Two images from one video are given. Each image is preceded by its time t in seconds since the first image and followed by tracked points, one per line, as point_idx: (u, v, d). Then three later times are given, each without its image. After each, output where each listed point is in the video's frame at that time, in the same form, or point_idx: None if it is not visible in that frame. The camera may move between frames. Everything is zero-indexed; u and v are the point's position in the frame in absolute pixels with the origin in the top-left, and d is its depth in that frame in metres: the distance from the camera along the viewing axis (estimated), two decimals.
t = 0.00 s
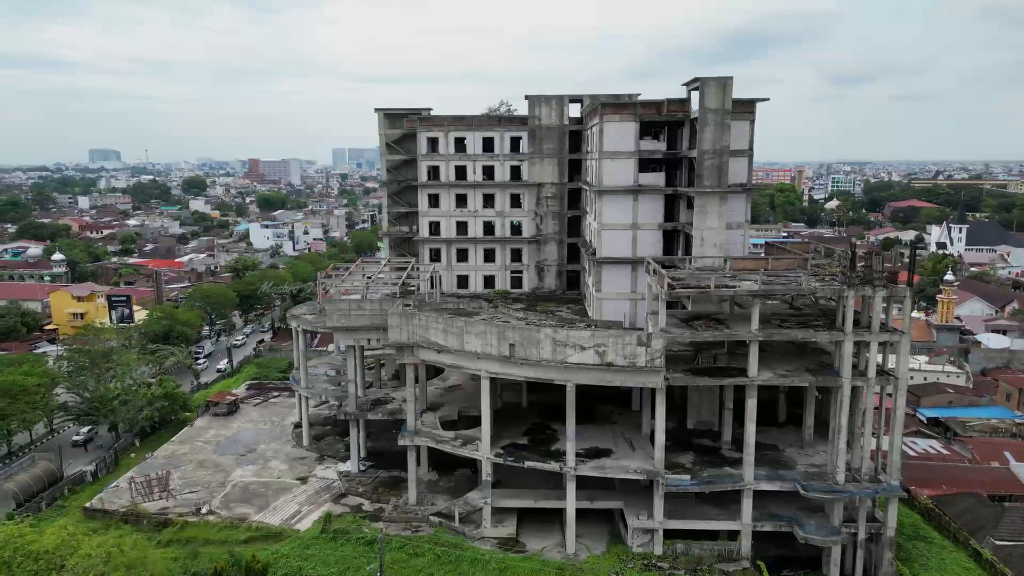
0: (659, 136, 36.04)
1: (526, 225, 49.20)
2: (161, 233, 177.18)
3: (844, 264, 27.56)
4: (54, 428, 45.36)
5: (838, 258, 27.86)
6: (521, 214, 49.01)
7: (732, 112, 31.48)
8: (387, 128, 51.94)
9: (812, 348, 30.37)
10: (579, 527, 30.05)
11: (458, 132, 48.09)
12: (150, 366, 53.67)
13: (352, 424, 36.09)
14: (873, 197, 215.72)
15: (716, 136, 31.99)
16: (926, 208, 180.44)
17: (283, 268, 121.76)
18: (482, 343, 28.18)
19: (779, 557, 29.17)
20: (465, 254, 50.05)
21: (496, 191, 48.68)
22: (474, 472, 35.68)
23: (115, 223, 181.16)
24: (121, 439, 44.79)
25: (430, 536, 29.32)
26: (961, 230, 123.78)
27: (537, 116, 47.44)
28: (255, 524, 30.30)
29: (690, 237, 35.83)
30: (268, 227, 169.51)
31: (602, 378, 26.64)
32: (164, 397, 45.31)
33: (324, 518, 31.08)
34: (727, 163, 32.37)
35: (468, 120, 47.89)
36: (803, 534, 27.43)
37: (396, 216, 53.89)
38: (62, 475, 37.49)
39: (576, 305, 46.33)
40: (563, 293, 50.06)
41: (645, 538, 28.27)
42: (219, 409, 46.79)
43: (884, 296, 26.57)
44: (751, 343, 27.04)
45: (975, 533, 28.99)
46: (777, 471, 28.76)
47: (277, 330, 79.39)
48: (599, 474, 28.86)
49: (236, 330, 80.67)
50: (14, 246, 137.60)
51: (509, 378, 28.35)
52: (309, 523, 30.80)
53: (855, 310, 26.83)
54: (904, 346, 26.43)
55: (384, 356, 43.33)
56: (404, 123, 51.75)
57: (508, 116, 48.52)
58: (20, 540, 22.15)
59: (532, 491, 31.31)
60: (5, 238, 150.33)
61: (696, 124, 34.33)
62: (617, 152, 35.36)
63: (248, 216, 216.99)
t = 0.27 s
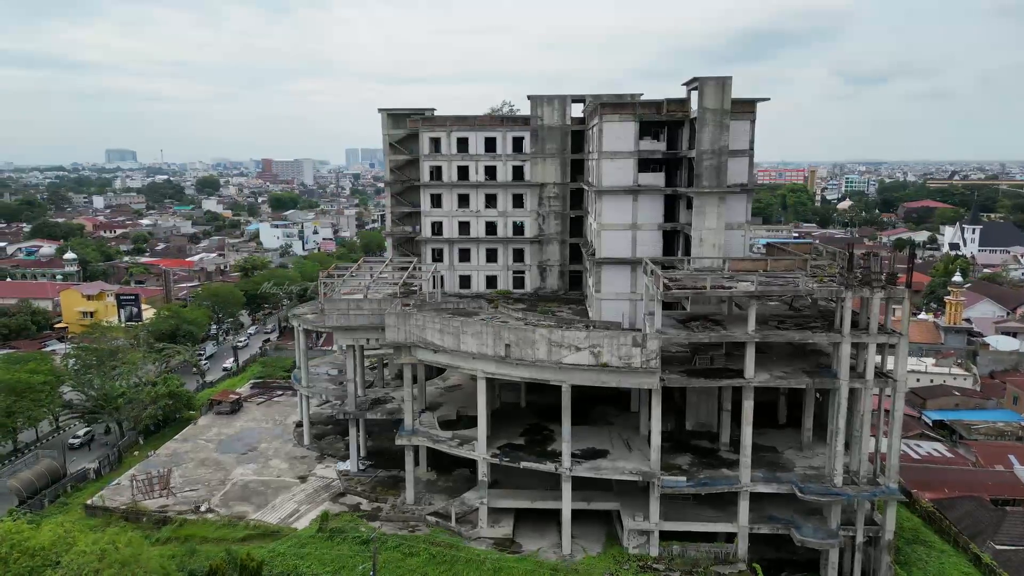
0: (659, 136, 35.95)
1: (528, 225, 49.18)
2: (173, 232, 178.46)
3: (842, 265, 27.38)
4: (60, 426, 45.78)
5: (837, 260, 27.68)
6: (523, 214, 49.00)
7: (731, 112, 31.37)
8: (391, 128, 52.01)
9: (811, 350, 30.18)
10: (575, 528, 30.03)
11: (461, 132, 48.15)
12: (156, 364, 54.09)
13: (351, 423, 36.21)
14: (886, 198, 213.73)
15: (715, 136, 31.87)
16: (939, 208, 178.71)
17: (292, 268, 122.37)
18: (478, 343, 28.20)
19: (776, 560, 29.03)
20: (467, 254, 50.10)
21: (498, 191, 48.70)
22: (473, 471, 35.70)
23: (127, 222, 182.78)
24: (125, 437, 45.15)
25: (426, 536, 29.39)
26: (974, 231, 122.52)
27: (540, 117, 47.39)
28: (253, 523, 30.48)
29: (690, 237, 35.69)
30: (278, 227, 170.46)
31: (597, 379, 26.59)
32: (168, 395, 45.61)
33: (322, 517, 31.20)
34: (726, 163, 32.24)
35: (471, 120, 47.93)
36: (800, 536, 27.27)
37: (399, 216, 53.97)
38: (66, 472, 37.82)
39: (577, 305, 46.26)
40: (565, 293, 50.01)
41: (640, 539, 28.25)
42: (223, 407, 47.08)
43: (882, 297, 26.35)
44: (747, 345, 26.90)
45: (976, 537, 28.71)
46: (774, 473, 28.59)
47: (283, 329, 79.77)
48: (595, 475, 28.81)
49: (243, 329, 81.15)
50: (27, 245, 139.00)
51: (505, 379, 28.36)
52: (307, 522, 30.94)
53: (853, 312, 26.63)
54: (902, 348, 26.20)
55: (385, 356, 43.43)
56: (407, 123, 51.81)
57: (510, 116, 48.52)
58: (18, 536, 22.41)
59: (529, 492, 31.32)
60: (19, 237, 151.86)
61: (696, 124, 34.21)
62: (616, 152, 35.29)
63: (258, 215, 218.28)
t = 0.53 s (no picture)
0: (659, 136, 35.85)
1: (530, 225, 49.15)
2: (184, 231, 179.76)
3: (841, 266, 27.18)
4: (66, 423, 46.25)
5: (835, 261, 27.48)
6: (525, 214, 48.96)
7: (730, 112, 31.22)
8: (393, 128, 52.10)
9: (810, 352, 29.99)
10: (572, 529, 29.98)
11: (463, 132, 48.19)
12: (161, 363, 54.48)
13: (350, 423, 36.32)
14: (898, 198, 211.80)
15: (713, 136, 31.74)
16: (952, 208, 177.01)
17: (301, 267, 123.00)
18: (474, 343, 28.23)
19: (774, 562, 28.86)
20: (469, 254, 50.13)
21: (500, 191, 48.70)
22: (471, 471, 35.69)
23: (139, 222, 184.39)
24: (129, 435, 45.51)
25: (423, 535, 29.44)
26: (987, 231, 121.31)
27: (541, 117, 47.33)
28: (251, 521, 30.64)
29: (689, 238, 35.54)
30: (287, 226, 171.38)
31: (592, 379, 26.55)
32: (172, 393, 45.97)
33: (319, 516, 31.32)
34: (725, 163, 32.11)
35: (473, 120, 47.96)
36: (796, 539, 27.08)
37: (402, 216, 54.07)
38: (69, 469, 38.21)
39: (579, 305, 46.18)
40: (567, 293, 49.93)
41: (636, 540, 28.20)
42: (226, 406, 47.35)
43: (880, 298, 26.13)
44: (744, 346, 26.76)
45: (976, 541, 28.42)
46: (771, 475, 28.41)
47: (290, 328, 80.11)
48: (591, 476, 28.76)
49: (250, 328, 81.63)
50: (40, 244, 140.49)
51: (501, 379, 28.38)
52: (304, 521, 31.06)
53: (850, 313, 26.44)
54: (900, 350, 25.96)
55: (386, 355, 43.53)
56: (410, 123, 51.88)
57: (512, 116, 48.52)
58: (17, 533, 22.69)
59: (527, 492, 31.30)
60: (32, 236, 153.57)
61: (695, 124, 34.08)
62: (616, 152, 35.20)
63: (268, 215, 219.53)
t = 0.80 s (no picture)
0: (658, 135, 35.72)
1: (532, 225, 49.12)
2: (195, 231, 181.06)
3: (838, 267, 26.97)
4: (72, 421, 46.74)
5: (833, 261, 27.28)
6: (527, 214, 48.94)
7: (728, 111, 31.07)
8: (397, 128, 52.23)
9: (808, 353, 29.79)
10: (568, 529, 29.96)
11: (465, 132, 48.24)
12: (167, 361, 54.93)
13: (350, 422, 36.46)
14: (911, 198, 209.80)
15: (712, 136, 31.59)
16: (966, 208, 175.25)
17: (309, 267, 123.62)
18: (470, 344, 28.27)
19: (771, 564, 28.69)
20: (472, 254, 50.18)
21: (502, 191, 48.70)
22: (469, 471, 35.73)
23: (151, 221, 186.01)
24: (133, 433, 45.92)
25: (419, 535, 29.52)
26: (1000, 231, 120.05)
27: (543, 116, 47.29)
28: (249, 519, 30.84)
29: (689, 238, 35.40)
30: (297, 226, 172.28)
31: (587, 380, 26.53)
32: (176, 392, 46.34)
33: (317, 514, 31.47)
34: (723, 163, 31.96)
35: (475, 119, 48.00)
36: (792, 541, 26.93)
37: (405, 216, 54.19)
38: (73, 467, 38.62)
39: (580, 305, 46.09)
40: (569, 293, 49.86)
41: (632, 541, 28.15)
42: (230, 405, 47.69)
43: (877, 299, 25.90)
44: (739, 347, 26.63)
45: (976, 545, 28.15)
46: (768, 476, 28.25)
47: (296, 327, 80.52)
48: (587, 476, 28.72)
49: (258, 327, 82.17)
50: (53, 244, 141.99)
51: (496, 379, 28.40)
52: (302, 519, 31.23)
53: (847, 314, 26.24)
54: (898, 352, 25.73)
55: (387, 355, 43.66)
56: (413, 123, 51.98)
57: (515, 116, 48.50)
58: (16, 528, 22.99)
59: (523, 492, 31.31)
60: (47, 236, 155.41)
61: (694, 124, 33.94)
62: (615, 152, 35.11)
63: (278, 215, 220.74)
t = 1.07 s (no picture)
0: (658, 135, 35.59)
1: (534, 225, 49.09)
2: (206, 230, 182.34)
3: (835, 267, 26.78)
4: (77, 419, 47.19)
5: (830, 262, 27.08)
6: (529, 214, 48.91)
7: (726, 111, 30.94)
8: (399, 128, 52.35)
9: (806, 354, 29.60)
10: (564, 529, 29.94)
11: (467, 132, 48.29)
12: (172, 359, 55.34)
13: (349, 421, 36.58)
14: (924, 198, 207.85)
15: (710, 136, 31.47)
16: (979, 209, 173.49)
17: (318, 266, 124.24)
18: (465, 343, 28.30)
19: (768, 566, 28.53)
20: (474, 254, 50.22)
21: (504, 191, 48.71)
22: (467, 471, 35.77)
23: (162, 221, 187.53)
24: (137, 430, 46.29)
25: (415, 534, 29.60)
26: (1013, 232, 118.79)
27: (545, 116, 47.26)
28: (247, 517, 31.03)
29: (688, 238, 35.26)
30: (306, 225, 173.16)
31: (581, 380, 26.49)
32: (180, 390, 46.67)
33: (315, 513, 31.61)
34: (722, 163, 31.82)
35: (477, 119, 48.05)
36: (788, 543, 26.78)
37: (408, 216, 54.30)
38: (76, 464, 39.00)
39: (581, 305, 46.01)
40: (570, 293, 49.79)
41: (627, 542, 28.11)
42: (233, 403, 47.99)
43: (874, 300, 25.70)
44: (735, 348, 26.50)
45: (975, 548, 27.91)
46: (765, 478, 28.09)
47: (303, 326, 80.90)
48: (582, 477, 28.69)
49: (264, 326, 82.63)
50: (66, 243, 143.47)
51: (492, 379, 28.42)
52: (300, 518, 31.38)
53: (844, 315, 26.04)
54: (894, 353, 25.53)
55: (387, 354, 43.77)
56: (416, 123, 52.07)
57: (517, 116, 48.50)
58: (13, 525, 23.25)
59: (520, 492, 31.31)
60: (60, 235, 157.12)
61: (693, 124, 33.82)
62: (614, 152, 35.03)
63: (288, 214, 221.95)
